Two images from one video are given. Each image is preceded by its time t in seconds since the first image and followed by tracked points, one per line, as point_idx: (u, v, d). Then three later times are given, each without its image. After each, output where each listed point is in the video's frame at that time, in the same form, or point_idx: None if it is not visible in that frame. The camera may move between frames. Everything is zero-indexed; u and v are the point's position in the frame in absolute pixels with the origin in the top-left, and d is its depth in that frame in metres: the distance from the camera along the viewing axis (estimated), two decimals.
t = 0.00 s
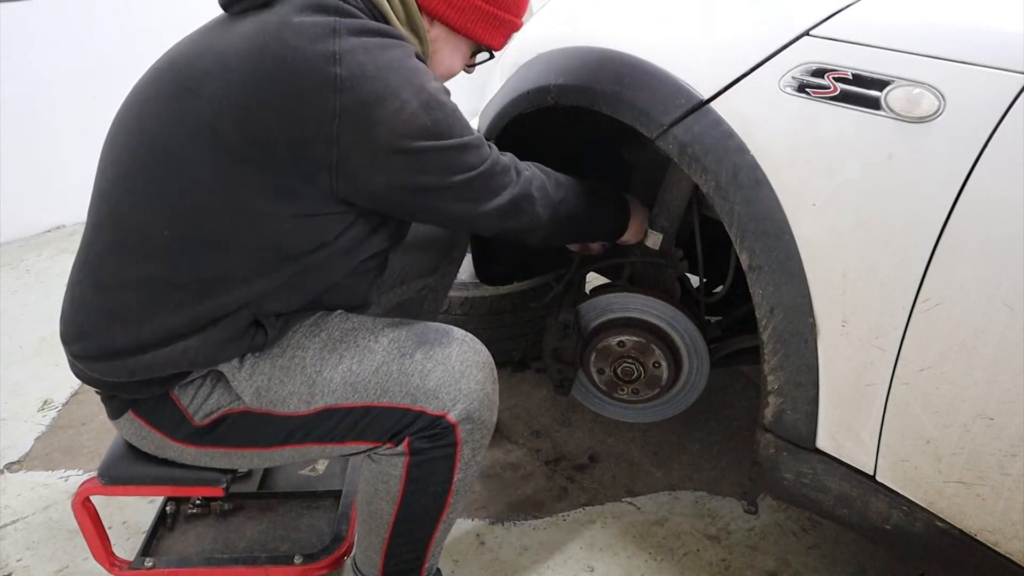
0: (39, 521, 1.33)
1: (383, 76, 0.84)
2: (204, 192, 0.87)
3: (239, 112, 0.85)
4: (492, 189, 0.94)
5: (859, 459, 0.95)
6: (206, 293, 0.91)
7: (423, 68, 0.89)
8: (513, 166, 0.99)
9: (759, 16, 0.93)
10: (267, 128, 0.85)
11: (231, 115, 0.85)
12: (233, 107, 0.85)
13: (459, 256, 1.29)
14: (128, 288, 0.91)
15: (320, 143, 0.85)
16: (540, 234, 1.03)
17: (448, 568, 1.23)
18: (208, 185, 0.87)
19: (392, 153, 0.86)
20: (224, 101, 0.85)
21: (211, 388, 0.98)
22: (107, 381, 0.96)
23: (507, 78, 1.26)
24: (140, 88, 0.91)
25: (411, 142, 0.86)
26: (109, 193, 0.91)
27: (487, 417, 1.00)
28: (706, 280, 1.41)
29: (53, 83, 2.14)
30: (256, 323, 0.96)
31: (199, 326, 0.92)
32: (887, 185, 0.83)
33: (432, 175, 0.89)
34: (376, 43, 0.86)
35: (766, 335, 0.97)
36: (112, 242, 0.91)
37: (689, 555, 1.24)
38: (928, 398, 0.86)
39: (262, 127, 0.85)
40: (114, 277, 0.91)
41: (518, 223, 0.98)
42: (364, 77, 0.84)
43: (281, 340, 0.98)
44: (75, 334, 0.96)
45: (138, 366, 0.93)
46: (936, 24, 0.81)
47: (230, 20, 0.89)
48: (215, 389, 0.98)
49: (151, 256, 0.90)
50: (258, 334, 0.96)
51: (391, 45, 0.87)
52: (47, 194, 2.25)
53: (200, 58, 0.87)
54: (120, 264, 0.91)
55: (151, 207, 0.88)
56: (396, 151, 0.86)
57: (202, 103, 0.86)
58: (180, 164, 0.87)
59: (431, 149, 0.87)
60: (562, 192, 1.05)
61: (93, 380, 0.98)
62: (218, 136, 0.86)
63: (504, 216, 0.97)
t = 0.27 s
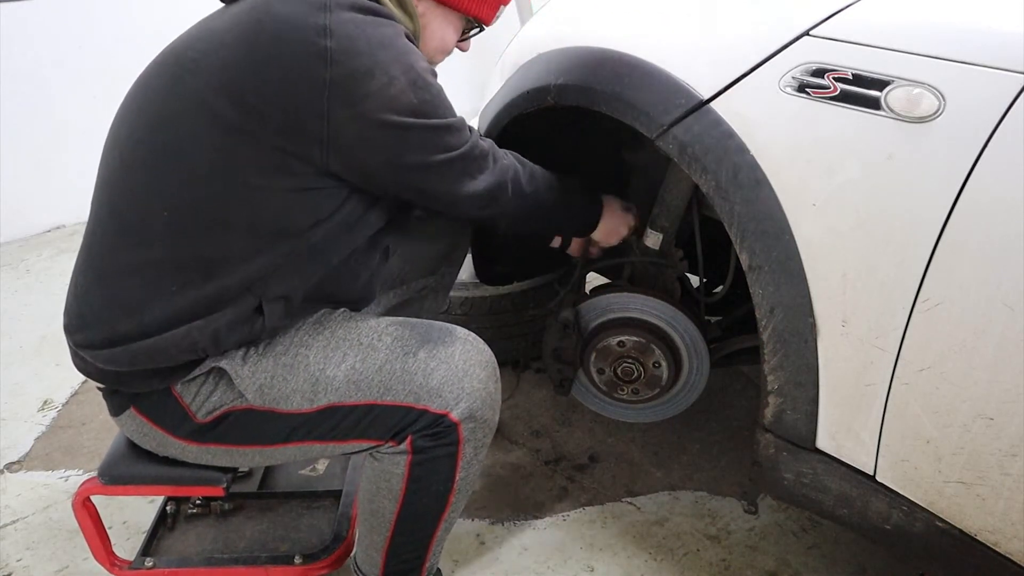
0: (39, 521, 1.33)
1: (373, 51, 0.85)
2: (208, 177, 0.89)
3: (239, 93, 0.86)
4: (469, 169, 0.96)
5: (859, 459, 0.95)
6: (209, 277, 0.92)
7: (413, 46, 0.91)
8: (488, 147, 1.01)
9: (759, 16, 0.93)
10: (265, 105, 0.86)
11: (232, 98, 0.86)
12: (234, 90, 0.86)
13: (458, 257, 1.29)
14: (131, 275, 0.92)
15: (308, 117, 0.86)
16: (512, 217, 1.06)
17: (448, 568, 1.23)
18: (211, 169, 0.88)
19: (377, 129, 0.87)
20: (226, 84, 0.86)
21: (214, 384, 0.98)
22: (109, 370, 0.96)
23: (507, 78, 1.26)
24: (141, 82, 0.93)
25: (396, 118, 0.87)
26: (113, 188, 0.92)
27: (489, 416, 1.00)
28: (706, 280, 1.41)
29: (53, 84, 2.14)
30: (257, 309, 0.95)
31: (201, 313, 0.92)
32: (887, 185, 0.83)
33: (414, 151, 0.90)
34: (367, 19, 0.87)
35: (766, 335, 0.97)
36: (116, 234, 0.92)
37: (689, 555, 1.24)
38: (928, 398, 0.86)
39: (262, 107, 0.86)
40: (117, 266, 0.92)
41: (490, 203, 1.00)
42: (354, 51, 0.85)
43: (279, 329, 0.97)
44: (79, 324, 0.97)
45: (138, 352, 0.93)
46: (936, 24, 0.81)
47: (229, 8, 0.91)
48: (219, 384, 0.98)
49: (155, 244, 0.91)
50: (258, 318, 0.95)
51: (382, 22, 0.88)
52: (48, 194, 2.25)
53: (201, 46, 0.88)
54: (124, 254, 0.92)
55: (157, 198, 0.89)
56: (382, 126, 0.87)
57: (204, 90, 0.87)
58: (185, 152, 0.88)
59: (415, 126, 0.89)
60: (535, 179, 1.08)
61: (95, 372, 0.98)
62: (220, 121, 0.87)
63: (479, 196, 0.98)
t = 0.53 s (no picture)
0: (39, 521, 1.33)
1: (377, 49, 0.86)
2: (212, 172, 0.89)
3: (243, 87, 0.87)
4: (462, 173, 0.97)
5: (859, 459, 0.95)
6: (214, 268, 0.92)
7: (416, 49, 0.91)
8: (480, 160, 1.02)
9: (759, 16, 0.93)
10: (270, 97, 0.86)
11: (238, 92, 0.87)
12: (239, 84, 0.87)
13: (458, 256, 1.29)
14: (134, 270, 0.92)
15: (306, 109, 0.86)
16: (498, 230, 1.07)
17: (449, 568, 1.23)
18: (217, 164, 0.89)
19: (376, 128, 0.88)
20: (230, 79, 0.87)
21: (216, 380, 0.98)
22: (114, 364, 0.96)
23: (507, 78, 1.26)
24: (143, 81, 0.93)
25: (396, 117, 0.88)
26: (115, 186, 0.92)
27: (490, 415, 1.00)
28: (706, 280, 1.41)
29: (53, 83, 2.14)
30: (258, 302, 0.94)
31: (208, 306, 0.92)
32: (887, 185, 0.83)
33: (411, 152, 0.91)
34: (373, 19, 0.88)
35: (766, 335, 0.97)
36: (118, 231, 0.92)
37: (689, 555, 1.24)
38: (928, 398, 0.86)
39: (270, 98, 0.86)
40: (118, 261, 0.92)
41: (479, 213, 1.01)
42: (358, 49, 0.85)
43: (280, 325, 0.96)
44: (83, 318, 0.97)
45: (141, 345, 0.92)
46: (936, 23, 0.81)
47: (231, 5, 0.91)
48: (221, 381, 0.98)
49: (158, 240, 0.91)
50: (258, 313, 0.94)
51: (387, 23, 0.89)
52: (47, 194, 2.25)
53: (204, 43, 0.88)
54: (125, 250, 0.92)
55: (158, 195, 0.90)
56: (382, 124, 0.87)
57: (208, 85, 0.87)
58: (187, 147, 0.89)
59: (414, 127, 0.90)
60: (522, 194, 1.08)
61: (98, 366, 0.98)
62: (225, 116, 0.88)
63: (470, 201, 0.99)
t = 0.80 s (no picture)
0: (39, 521, 1.33)
1: (374, 43, 0.86)
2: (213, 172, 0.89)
3: (245, 86, 0.87)
4: (467, 164, 0.96)
5: (859, 459, 0.95)
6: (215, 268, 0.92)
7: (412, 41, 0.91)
8: (483, 148, 1.01)
9: (759, 16, 0.93)
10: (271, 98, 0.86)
11: (239, 92, 0.87)
12: (240, 85, 0.87)
13: (457, 256, 1.29)
14: (135, 270, 0.92)
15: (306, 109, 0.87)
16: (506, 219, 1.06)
17: (448, 567, 1.23)
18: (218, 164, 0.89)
19: (377, 121, 0.87)
20: (232, 79, 0.87)
21: (216, 380, 0.98)
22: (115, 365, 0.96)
23: (507, 79, 1.26)
24: (143, 82, 0.93)
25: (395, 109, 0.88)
26: (115, 186, 0.92)
27: (490, 414, 1.00)
28: (707, 280, 1.41)
29: (53, 84, 2.14)
30: (258, 303, 0.94)
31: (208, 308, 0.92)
32: (887, 185, 0.83)
33: (413, 144, 0.90)
34: (367, 13, 0.88)
35: (766, 335, 0.97)
36: (119, 231, 0.92)
37: (689, 555, 1.24)
38: (928, 398, 0.86)
39: (271, 99, 0.86)
40: (119, 261, 0.92)
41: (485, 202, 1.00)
42: (355, 44, 0.85)
43: (281, 325, 0.96)
44: (84, 318, 0.97)
45: (141, 345, 0.92)
46: (936, 23, 0.81)
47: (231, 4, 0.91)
48: (220, 381, 0.98)
49: (159, 240, 0.91)
50: (257, 313, 0.93)
51: (382, 16, 0.89)
52: (47, 194, 2.25)
53: (206, 44, 0.88)
54: (127, 250, 0.92)
55: (159, 195, 0.90)
56: (382, 118, 0.87)
57: (209, 86, 0.87)
58: (187, 147, 0.89)
59: (414, 119, 0.89)
60: (526, 185, 1.08)
61: (98, 367, 0.98)
62: (226, 117, 0.88)
63: (473, 193, 0.99)
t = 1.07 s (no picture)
0: (39, 521, 1.33)
1: (376, 45, 0.86)
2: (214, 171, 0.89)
3: (247, 84, 0.87)
4: (461, 170, 0.97)
5: (859, 459, 0.95)
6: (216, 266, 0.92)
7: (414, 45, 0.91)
8: (477, 158, 1.01)
9: (759, 15, 0.93)
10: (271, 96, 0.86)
11: (240, 91, 0.87)
12: (241, 83, 0.87)
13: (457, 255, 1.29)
14: (136, 268, 0.92)
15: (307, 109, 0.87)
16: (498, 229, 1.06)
17: (448, 567, 1.23)
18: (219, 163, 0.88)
19: (376, 124, 0.87)
20: (233, 77, 0.87)
21: (217, 379, 0.98)
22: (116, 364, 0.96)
23: (507, 78, 1.26)
24: (144, 81, 0.93)
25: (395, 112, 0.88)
26: (116, 185, 0.92)
27: (491, 414, 1.00)
28: (706, 279, 1.41)
29: (52, 84, 2.14)
30: (261, 299, 0.94)
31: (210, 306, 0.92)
32: (887, 185, 0.83)
33: (410, 148, 0.91)
34: (371, 15, 0.88)
35: (766, 335, 0.97)
36: (119, 229, 0.92)
37: (689, 555, 1.24)
38: (928, 398, 0.86)
39: (272, 97, 0.86)
40: (121, 261, 0.92)
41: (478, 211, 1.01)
42: (357, 45, 0.86)
43: (281, 324, 0.96)
44: (86, 318, 0.97)
45: (143, 344, 0.92)
46: (937, 23, 0.81)
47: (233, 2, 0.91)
48: (221, 380, 0.98)
49: (160, 239, 0.91)
50: (259, 312, 0.94)
51: (385, 18, 0.89)
52: (47, 194, 2.25)
53: (206, 43, 0.88)
54: (128, 248, 0.92)
55: (160, 194, 0.90)
56: (381, 120, 0.87)
57: (210, 84, 0.87)
58: (188, 147, 0.89)
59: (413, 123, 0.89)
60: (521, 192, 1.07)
61: (98, 366, 0.98)
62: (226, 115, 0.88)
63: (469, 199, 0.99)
